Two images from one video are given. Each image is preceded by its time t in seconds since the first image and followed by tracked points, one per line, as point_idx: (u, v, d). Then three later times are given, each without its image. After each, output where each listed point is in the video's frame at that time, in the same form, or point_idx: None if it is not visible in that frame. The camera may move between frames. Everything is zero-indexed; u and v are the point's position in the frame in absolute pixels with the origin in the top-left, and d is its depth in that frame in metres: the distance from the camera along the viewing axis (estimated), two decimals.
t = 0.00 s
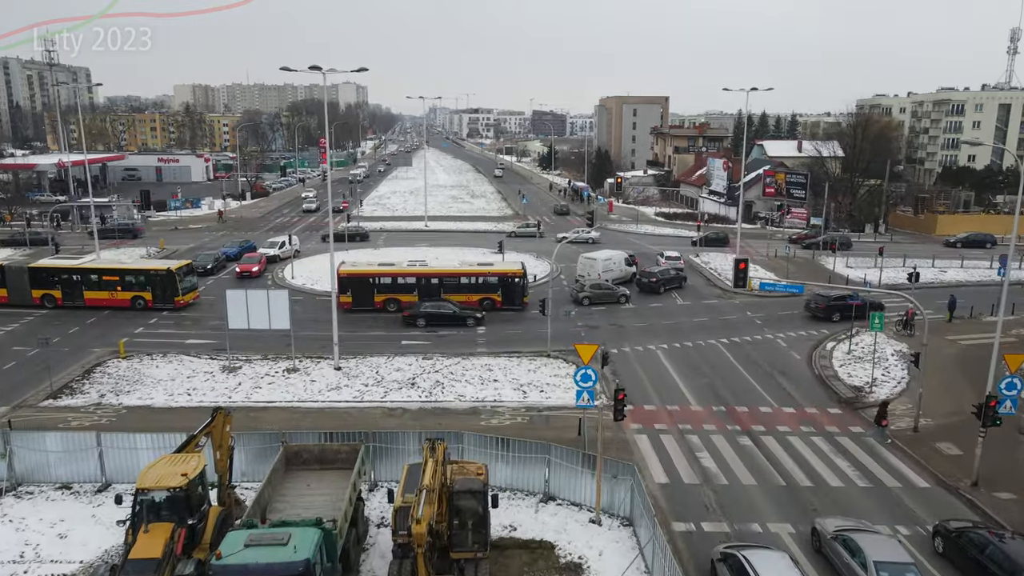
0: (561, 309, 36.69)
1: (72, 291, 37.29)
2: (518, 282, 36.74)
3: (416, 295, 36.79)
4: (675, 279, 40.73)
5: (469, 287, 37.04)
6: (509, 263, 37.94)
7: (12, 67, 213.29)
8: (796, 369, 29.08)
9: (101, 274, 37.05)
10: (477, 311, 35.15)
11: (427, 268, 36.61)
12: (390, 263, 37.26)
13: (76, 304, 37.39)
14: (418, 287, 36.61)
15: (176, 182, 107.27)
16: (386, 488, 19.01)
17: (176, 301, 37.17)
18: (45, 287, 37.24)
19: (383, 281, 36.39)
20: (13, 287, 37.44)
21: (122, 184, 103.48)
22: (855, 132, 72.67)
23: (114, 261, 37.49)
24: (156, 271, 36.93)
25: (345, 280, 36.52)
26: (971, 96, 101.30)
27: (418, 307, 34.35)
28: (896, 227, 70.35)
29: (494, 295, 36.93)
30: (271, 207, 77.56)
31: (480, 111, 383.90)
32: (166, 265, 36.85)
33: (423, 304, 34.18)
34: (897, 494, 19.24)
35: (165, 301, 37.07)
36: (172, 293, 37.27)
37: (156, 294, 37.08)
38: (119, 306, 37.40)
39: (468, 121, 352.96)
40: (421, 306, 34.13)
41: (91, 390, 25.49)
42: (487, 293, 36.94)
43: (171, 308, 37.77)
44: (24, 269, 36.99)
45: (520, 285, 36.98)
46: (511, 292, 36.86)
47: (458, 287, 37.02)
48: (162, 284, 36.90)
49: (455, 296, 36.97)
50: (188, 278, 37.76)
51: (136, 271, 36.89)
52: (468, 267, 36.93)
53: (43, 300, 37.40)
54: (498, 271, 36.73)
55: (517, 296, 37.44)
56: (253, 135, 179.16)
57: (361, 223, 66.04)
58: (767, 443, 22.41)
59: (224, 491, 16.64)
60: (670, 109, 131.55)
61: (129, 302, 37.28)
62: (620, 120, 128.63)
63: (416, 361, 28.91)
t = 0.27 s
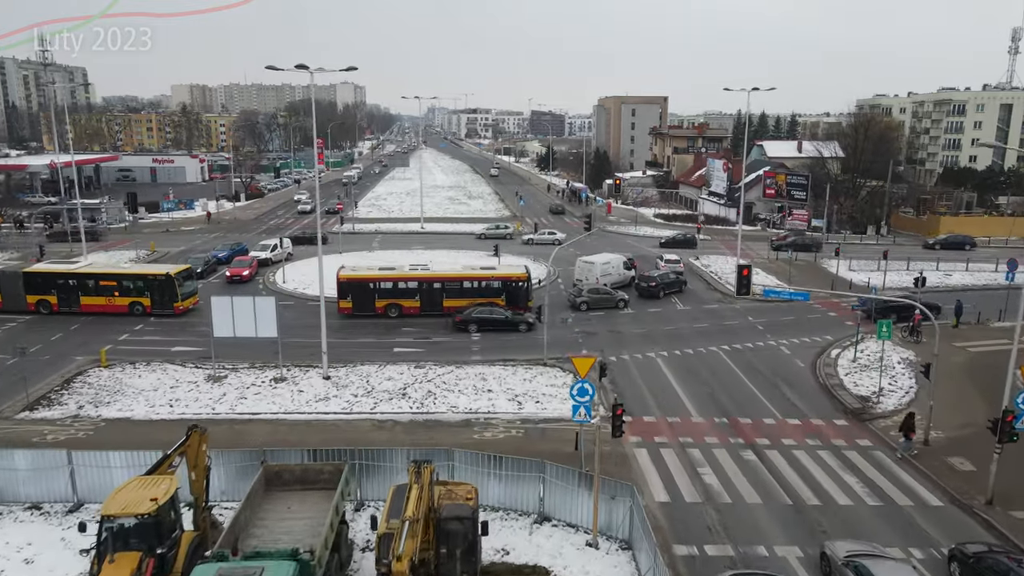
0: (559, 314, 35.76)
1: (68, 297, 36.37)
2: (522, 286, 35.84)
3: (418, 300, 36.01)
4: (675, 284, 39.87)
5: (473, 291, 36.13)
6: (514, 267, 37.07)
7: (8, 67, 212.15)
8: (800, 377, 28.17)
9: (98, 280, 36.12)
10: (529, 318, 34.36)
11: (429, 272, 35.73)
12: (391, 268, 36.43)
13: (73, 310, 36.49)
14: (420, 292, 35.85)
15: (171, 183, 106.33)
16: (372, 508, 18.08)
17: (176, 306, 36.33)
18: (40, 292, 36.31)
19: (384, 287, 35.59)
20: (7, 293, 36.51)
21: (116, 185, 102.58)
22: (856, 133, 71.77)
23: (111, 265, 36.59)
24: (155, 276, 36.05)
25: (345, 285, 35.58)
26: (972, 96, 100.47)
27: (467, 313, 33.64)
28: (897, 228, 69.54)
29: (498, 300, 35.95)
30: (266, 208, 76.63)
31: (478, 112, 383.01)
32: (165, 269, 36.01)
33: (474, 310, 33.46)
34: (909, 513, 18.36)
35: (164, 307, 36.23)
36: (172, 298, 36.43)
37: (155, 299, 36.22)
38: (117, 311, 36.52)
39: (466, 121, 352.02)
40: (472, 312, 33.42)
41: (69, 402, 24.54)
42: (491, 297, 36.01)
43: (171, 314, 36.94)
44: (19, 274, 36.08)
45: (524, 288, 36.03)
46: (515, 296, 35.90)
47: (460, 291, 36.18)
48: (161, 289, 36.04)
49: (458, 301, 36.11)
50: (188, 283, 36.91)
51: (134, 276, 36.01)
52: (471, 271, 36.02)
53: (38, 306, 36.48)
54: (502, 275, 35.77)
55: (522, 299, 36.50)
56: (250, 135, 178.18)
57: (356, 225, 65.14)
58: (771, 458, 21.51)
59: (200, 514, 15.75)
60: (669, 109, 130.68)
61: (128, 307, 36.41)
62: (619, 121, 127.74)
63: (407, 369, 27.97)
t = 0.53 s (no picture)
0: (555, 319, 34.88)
1: (63, 302, 35.39)
2: (524, 290, 35.03)
3: (417, 305, 34.90)
4: (673, 287, 38.99)
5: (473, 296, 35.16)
6: (515, 270, 36.22)
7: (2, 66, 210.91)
8: (802, 385, 27.30)
9: (94, 284, 35.10)
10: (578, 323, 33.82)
11: (428, 276, 34.70)
12: (388, 271, 35.36)
13: (68, 315, 35.50)
14: (419, 296, 34.70)
15: (164, 184, 105.35)
16: (356, 529, 17.13)
17: (173, 312, 35.20)
18: (34, 297, 35.37)
19: (382, 290, 34.36)
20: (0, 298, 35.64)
21: (109, 185, 101.56)
22: (856, 133, 70.94)
23: (108, 269, 35.56)
24: (152, 281, 34.98)
25: (341, 289, 34.40)
26: (973, 96, 99.78)
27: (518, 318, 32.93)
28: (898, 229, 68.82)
29: (499, 304, 35.08)
30: (259, 209, 75.70)
31: (476, 112, 382.19)
32: (163, 274, 34.93)
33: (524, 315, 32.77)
34: (920, 532, 17.49)
35: (161, 313, 35.11)
36: (169, 304, 35.33)
37: (152, 305, 35.11)
38: (113, 317, 35.47)
39: (464, 121, 351.24)
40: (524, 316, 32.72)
41: (45, 413, 23.59)
42: (491, 302, 35.10)
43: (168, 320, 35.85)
44: (13, 279, 35.19)
45: (526, 292, 35.37)
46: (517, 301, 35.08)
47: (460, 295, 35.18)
48: (158, 295, 34.95)
49: (457, 306, 35.12)
50: (186, 288, 35.80)
51: (130, 281, 34.91)
52: (471, 275, 35.07)
53: (32, 311, 35.53)
54: (503, 278, 34.91)
55: (523, 304, 35.66)
56: (246, 135, 177.14)
57: (350, 226, 64.23)
58: (774, 472, 20.62)
59: (171, 538, 14.80)
60: (667, 109, 129.86)
61: (124, 313, 35.34)
62: (617, 121, 126.90)
63: (398, 378, 27.04)
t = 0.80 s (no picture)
0: (550, 324, 33.95)
1: (55, 307, 34.38)
2: (523, 294, 33.98)
3: (413, 310, 33.78)
4: (672, 291, 38.10)
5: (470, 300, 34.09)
6: (513, 274, 35.18)
7: None
8: (806, 393, 26.42)
9: (87, 289, 34.16)
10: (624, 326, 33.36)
11: (424, 279, 33.61)
12: (384, 275, 34.31)
13: (60, 321, 34.51)
14: (415, 300, 33.61)
15: (157, 184, 104.25)
16: (338, 551, 16.17)
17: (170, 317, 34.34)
18: (25, 303, 34.37)
19: (377, 295, 33.28)
20: None
21: (100, 186, 100.43)
22: (856, 133, 70.11)
23: (102, 274, 34.63)
24: (147, 286, 34.08)
25: (335, 293, 33.16)
26: (972, 96, 99.12)
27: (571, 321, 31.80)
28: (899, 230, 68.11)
29: (497, 309, 34.03)
30: (252, 210, 74.67)
31: (472, 111, 381.62)
32: (158, 279, 34.07)
33: (579, 318, 31.65)
34: (933, 553, 16.59)
35: (157, 318, 34.25)
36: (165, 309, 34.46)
37: (147, 310, 34.27)
38: (107, 322, 34.56)
39: (461, 121, 350.39)
40: (579, 319, 31.60)
41: (18, 426, 22.60)
42: (489, 306, 34.05)
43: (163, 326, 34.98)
44: (3, 284, 34.21)
45: (524, 297, 34.21)
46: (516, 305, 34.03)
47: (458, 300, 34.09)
48: (154, 300, 34.08)
49: (454, 310, 33.98)
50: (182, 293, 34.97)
51: (125, 285, 34.02)
52: (468, 278, 34.00)
53: (22, 316, 34.55)
54: (501, 282, 33.85)
55: (522, 308, 34.64)
56: (241, 135, 175.99)
57: (344, 228, 63.25)
58: (779, 487, 19.71)
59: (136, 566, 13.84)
60: (664, 109, 129.02)
61: (118, 319, 34.43)
62: (614, 121, 126.07)
63: (387, 387, 26.09)
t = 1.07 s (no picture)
0: (546, 330, 33.02)
1: (45, 312, 33.36)
2: (519, 299, 33.04)
3: (406, 315, 32.80)
4: (670, 295, 37.22)
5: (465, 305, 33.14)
6: (509, 277, 34.24)
7: None
8: (809, 402, 25.51)
9: (78, 294, 33.18)
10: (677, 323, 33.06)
11: (418, 283, 32.64)
12: (376, 280, 33.32)
13: (51, 327, 33.50)
14: (408, 305, 32.64)
15: (149, 185, 103.15)
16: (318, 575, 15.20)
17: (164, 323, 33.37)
18: (14, 308, 33.34)
19: (369, 299, 32.31)
20: None
21: (92, 187, 99.30)
22: (855, 133, 69.33)
23: (94, 278, 33.66)
24: (141, 290, 33.12)
25: (326, 299, 32.16)
26: (971, 96, 98.52)
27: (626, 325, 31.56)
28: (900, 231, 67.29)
29: (493, 313, 33.09)
30: (245, 211, 73.73)
31: (469, 112, 380.79)
32: (152, 283, 33.12)
33: (633, 322, 31.40)
34: None
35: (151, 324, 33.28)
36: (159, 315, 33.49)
37: (140, 316, 33.29)
38: (98, 329, 33.56)
39: (458, 121, 349.48)
40: (634, 322, 31.44)
41: None
42: (485, 311, 33.10)
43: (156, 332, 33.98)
44: None
45: (521, 301, 33.27)
46: (512, 310, 33.09)
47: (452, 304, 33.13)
48: (147, 305, 33.13)
49: (449, 315, 33.00)
50: (177, 298, 34.02)
51: (117, 290, 33.09)
52: (463, 282, 33.04)
53: (11, 322, 33.52)
54: (497, 286, 32.91)
55: (518, 313, 33.71)
56: (236, 135, 174.83)
57: (337, 229, 62.32)
58: (783, 504, 18.80)
59: None
60: (662, 109, 128.23)
61: (110, 324, 33.44)
62: (611, 121, 125.21)
63: (375, 396, 25.12)
